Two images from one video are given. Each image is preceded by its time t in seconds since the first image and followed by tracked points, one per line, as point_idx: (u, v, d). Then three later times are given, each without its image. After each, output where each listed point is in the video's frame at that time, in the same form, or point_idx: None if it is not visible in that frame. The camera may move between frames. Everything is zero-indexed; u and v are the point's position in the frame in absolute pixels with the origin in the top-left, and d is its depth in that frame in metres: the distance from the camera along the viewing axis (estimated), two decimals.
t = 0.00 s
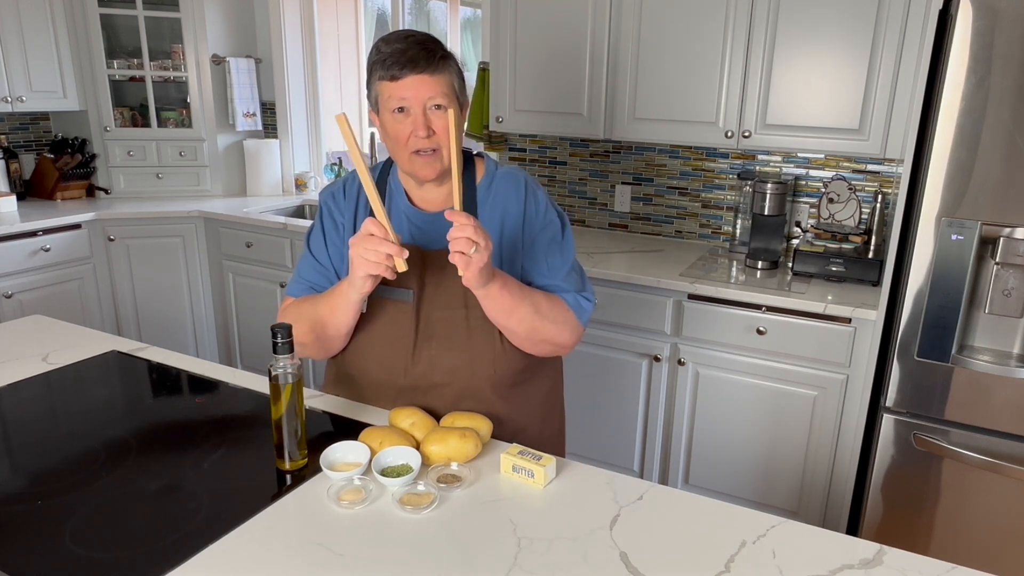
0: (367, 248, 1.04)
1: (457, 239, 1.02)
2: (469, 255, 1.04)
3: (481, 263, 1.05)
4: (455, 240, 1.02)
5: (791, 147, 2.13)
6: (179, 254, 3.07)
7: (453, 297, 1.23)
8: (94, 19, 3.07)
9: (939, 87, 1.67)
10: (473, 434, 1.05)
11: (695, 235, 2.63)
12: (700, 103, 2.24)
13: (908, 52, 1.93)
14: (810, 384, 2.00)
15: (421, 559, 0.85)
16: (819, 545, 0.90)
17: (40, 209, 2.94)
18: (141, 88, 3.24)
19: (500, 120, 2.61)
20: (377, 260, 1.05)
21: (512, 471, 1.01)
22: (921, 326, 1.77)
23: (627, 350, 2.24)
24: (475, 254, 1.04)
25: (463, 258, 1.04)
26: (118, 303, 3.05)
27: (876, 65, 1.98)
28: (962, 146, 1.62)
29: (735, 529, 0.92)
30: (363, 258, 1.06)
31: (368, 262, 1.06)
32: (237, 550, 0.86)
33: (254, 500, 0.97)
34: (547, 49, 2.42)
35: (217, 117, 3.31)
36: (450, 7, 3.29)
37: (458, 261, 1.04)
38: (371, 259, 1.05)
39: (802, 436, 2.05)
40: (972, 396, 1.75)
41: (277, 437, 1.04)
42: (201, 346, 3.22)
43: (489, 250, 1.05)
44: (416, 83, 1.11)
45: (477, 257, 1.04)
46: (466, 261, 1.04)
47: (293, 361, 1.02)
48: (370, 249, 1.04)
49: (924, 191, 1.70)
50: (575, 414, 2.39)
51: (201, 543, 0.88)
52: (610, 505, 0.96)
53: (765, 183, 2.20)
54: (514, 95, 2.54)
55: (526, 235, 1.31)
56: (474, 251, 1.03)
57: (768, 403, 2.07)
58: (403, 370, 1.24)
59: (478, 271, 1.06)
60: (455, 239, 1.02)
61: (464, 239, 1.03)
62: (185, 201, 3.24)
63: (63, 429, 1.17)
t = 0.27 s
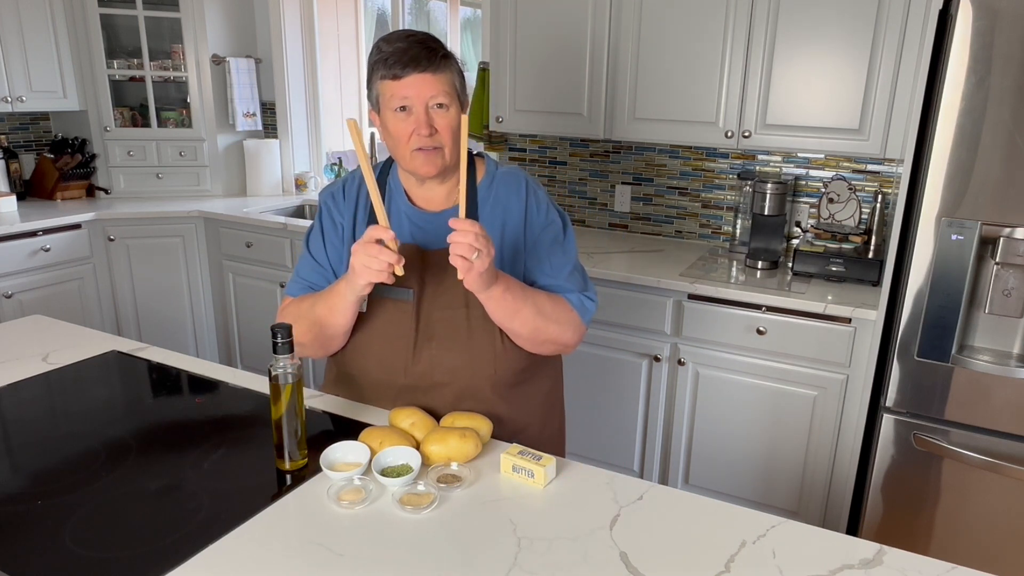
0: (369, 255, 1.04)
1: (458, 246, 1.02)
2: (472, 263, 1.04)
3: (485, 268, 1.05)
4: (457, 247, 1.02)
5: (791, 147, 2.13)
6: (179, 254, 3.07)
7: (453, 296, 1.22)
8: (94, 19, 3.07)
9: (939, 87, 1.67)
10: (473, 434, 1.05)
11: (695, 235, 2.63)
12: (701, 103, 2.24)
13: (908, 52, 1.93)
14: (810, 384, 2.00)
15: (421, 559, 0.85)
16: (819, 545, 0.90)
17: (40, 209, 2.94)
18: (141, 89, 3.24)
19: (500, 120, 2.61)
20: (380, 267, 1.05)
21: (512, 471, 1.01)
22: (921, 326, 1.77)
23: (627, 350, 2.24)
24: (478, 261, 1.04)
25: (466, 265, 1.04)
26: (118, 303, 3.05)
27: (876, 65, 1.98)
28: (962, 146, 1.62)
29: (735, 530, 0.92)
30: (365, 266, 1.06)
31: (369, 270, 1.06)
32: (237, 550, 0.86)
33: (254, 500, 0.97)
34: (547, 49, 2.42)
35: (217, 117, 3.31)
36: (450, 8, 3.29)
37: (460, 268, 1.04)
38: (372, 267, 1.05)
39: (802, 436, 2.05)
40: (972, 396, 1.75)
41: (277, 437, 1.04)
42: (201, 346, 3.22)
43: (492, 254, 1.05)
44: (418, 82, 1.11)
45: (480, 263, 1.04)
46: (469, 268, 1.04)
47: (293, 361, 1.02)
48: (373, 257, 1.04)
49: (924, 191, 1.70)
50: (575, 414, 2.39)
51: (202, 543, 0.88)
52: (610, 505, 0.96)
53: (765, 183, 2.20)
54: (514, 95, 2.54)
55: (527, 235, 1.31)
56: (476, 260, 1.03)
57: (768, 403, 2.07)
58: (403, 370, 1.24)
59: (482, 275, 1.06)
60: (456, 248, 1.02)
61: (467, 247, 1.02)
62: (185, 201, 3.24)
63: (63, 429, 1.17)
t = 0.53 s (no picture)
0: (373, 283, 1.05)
1: (463, 285, 1.03)
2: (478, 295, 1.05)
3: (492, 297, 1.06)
4: (462, 287, 1.03)
5: (791, 147, 2.13)
6: (179, 254, 3.07)
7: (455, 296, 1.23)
8: (94, 19, 3.07)
9: (939, 87, 1.67)
10: (473, 434, 1.05)
11: (695, 235, 2.63)
12: (701, 103, 2.23)
13: (908, 52, 1.93)
14: (810, 384, 2.00)
15: (421, 559, 0.85)
16: (819, 545, 0.90)
17: (40, 209, 2.94)
18: (141, 88, 3.24)
19: (500, 120, 2.61)
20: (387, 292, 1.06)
21: (512, 471, 1.01)
22: (921, 326, 1.77)
23: (627, 350, 2.24)
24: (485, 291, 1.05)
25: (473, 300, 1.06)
26: (118, 303, 3.05)
27: (876, 65, 1.98)
28: (962, 146, 1.62)
29: (735, 530, 0.92)
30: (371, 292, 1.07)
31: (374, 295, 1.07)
32: (237, 550, 0.86)
33: (254, 501, 0.97)
34: (547, 49, 2.42)
35: (217, 117, 3.31)
36: (450, 7, 3.31)
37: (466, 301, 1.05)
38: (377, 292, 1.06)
39: (802, 436, 2.05)
40: (972, 396, 1.75)
41: (277, 437, 1.04)
42: (201, 346, 3.22)
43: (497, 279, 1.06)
44: (422, 82, 1.11)
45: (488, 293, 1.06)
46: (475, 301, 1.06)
47: (293, 361, 1.02)
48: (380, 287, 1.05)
49: (924, 191, 1.70)
50: (575, 414, 2.39)
51: (202, 543, 0.88)
52: (610, 504, 0.96)
53: (765, 183, 2.20)
54: (514, 95, 2.54)
55: (528, 235, 1.31)
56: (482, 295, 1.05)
57: (768, 403, 2.07)
58: (403, 369, 1.23)
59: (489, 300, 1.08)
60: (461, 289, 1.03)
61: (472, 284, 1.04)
62: (185, 201, 3.24)
63: (63, 429, 1.17)
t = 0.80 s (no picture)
0: (378, 272, 1.05)
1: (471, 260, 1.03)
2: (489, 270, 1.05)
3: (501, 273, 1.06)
4: (472, 261, 1.03)
5: (791, 147, 2.13)
6: (179, 254, 3.07)
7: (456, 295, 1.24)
8: (94, 19, 3.07)
9: (939, 87, 1.67)
10: (473, 434, 1.05)
11: (695, 235, 2.63)
12: (701, 103, 2.24)
13: (908, 52, 1.93)
14: (810, 384, 2.00)
15: (421, 559, 0.85)
16: (819, 545, 0.90)
17: (40, 209, 2.94)
18: (141, 88, 3.25)
19: (500, 120, 2.61)
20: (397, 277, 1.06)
21: (512, 471, 1.01)
22: (921, 325, 1.77)
23: (627, 350, 2.24)
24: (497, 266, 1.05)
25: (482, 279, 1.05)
26: (118, 303, 3.05)
27: (876, 65, 1.98)
28: (962, 146, 1.62)
29: (735, 530, 0.92)
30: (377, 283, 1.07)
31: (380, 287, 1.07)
32: (237, 551, 0.86)
33: (254, 501, 0.97)
34: (547, 50, 2.42)
35: (217, 117, 3.31)
36: (450, 7, 3.36)
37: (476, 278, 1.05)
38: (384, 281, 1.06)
39: (802, 436, 2.05)
40: (972, 396, 1.75)
41: (277, 437, 1.04)
42: (201, 346, 3.22)
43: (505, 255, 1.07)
44: (425, 85, 1.11)
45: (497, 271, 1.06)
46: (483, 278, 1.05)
47: (293, 361, 1.02)
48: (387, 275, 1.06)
49: (924, 191, 1.70)
50: (575, 414, 2.39)
51: (202, 543, 0.88)
52: (610, 504, 0.96)
53: (765, 183, 2.20)
54: (514, 95, 2.54)
55: (529, 233, 1.31)
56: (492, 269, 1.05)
57: (768, 403, 2.07)
58: (404, 368, 1.23)
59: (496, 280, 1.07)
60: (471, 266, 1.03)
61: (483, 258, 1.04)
62: (185, 201, 3.24)
63: (63, 429, 1.17)
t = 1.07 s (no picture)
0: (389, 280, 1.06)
1: (465, 268, 1.03)
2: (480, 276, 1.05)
3: (494, 280, 1.07)
4: (464, 270, 1.03)
5: (791, 147, 2.13)
6: (179, 254, 3.07)
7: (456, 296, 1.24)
8: (94, 19, 3.07)
9: (939, 87, 1.67)
10: (473, 434, 1.05)
11: (695, 235, 2.63)
12: (701, 103, 2.24)
13: (908, 53, 1.93)
14: (810, 384, 2.00)
15: (421, 559, 0.85)
16: (819, 545, 0.90)
17: (40, 209, 2.94)
18: (141, 89, 3.25)
19: (500, 120, 2.61)
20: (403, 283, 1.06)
21: (512, 471, 1.01)
22: (921, 325, 1.77)
23: (627, 350, 2.24)
24: (488, 275, 1.06)
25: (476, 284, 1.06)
26: (118, 303, 3.05)
27: (877, 65, 1.98)
28: (962, 146, 1.62)
29: (735, 530, 0.92)
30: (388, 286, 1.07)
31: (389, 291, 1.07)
32: (237, 550, 0.86)
33: (254, 501, 0.97)
34: (547, 50, 2.42)
35: (217, 117, 3.31)
36: (450, 8, 3.36)
37: (466, 285, 1.06)
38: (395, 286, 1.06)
39: (802, 436, 2.05)
40: (972, 396, 1.75)
41: (277, 437, 1.04)
42: (201, 346, 3.22)
43: (501, 262, 1.07)
44: (427, 87, 1.11)
45: (490, 278, 1.06)
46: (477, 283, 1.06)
47: (293, 361, 1.02)
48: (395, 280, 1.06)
49: (924, 192, 1.70)
50: (575, 414, 2.39)
51: (202, 543, 0.88)
52: (610, 504, 0.96)
53: (765, 183, 2.20)
54: (514, 95, 2.54)
55: (529, 235, 1.31)
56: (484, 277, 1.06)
57: (768, 403, 2.07)
58: (404, 368, 1.23)
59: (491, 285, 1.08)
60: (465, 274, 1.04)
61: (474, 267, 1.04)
62: (185, 201, 3.24)
63: (63, 429, 1.17)
